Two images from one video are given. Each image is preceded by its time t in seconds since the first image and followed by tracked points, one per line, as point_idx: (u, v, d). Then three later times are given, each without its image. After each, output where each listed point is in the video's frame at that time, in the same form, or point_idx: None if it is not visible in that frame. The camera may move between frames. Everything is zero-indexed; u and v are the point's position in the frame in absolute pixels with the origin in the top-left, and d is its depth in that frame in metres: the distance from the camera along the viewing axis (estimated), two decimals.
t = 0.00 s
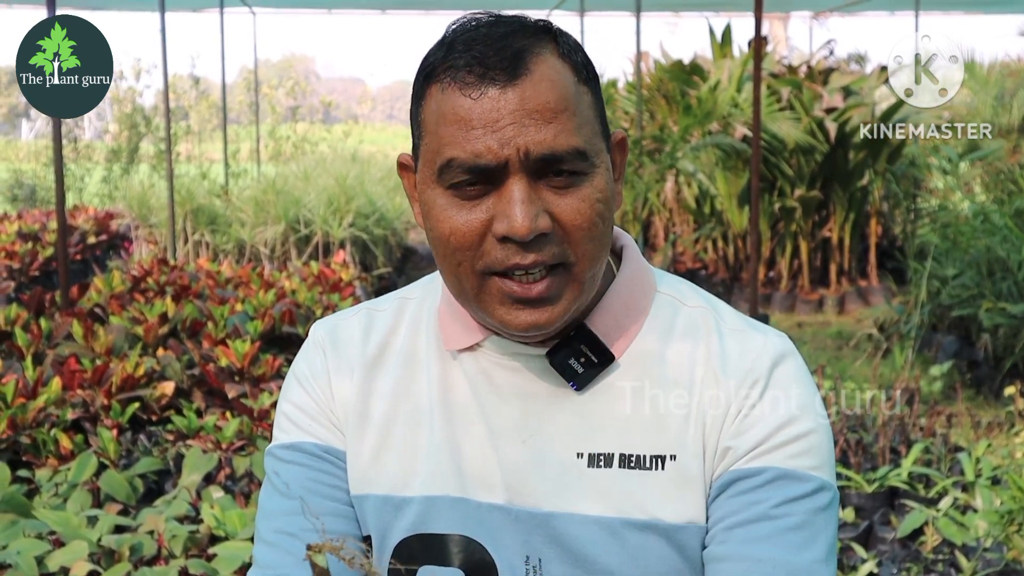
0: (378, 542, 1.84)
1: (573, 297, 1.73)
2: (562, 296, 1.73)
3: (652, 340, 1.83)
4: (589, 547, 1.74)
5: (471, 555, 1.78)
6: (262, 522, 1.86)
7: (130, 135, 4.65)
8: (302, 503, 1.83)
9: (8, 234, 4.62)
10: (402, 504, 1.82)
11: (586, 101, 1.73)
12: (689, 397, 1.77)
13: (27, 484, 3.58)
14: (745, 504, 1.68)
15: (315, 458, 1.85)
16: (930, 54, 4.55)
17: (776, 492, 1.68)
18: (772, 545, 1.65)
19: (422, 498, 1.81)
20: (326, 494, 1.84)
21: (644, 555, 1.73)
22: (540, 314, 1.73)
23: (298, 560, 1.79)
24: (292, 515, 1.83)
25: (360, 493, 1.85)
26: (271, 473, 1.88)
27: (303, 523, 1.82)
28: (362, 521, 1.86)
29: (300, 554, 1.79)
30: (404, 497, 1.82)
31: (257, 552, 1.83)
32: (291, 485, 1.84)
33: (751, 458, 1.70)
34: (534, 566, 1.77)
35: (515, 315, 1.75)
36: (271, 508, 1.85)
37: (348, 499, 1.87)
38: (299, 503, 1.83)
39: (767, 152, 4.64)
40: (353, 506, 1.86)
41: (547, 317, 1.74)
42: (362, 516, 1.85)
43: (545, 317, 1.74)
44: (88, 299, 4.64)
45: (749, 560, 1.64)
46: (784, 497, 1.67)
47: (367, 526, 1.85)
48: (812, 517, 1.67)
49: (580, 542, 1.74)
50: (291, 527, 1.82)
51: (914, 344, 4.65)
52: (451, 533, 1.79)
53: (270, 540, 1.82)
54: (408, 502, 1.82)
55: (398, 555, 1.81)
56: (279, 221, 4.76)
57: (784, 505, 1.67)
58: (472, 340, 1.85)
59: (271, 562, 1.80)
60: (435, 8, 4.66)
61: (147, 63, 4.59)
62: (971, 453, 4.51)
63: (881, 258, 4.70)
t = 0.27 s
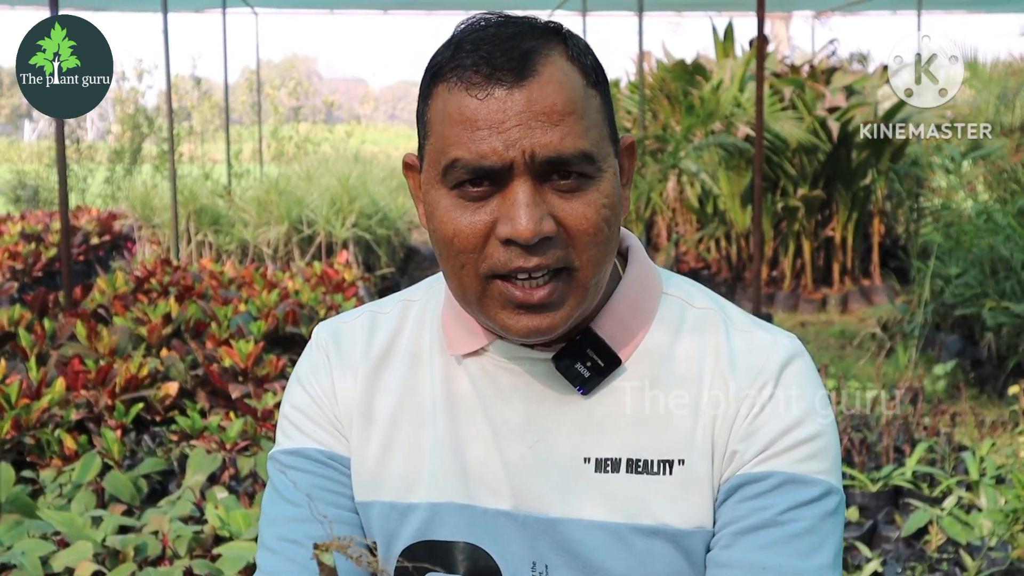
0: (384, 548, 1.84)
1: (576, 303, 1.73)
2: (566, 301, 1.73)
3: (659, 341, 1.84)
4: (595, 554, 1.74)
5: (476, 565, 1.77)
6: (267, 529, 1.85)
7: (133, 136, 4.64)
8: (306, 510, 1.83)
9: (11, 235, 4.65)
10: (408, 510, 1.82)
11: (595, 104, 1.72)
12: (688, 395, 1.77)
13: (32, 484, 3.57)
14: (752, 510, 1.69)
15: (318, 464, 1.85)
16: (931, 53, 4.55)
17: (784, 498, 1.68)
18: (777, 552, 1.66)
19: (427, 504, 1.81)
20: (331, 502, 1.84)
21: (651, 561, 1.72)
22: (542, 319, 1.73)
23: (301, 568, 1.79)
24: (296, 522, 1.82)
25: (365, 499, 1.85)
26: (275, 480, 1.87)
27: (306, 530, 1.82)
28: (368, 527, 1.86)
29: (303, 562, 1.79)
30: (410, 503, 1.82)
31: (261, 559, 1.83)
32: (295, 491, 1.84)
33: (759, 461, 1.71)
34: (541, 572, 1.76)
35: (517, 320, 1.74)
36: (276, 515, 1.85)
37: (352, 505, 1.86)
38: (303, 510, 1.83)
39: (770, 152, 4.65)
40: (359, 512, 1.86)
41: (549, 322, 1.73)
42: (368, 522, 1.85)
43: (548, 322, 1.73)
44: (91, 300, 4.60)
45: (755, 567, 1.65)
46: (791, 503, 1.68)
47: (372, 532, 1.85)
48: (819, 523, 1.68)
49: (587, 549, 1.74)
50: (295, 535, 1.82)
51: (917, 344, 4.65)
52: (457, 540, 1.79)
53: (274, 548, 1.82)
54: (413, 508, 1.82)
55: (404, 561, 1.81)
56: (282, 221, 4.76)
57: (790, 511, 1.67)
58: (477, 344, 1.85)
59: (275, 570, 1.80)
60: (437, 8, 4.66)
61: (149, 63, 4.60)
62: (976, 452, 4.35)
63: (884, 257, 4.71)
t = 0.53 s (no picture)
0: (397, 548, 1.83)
1: (574, 303, 1.72)
2: (564, 302, 1.72)
3: (670, 340, 1.83)
4: (609, 554, 1.73)
5: (489, 564, 1.76)
6: (282, 528, 1.86)
7: (140, 138, 4.66)
8: (320, 508, 1.83)
9: (19, 237, 4.69)
10: (421, 509, 1.81)
11: (602, 106, 1.71)
12: (688, 395, 1.77)
13: (42, 486, 3.57)
14: (765, 511, 1.69)
15: (333, 464, 1.85)
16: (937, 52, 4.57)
17: (796, 499, 1.68)
18: (790, 553, 1.66)
19: (441, 504, 1.80)
20: (345, 501, 1.84)
21: (663, 561, 1.72)
22: (539, 318, 1.72)
23: (316, 566, 1.79)
24: (310, 521, 1.83)
25: (378, 499, 1.84)
26: (290, 480, 1.88)
27: (320, 529, 1.82)
28: (381, 526, 1.85)
29: (317, 561, 1.79)
30: (423, 502, 1.81)
31: (276, 558, 1.84)
32: (309, 491, 1.84)
33: (772, 462, 1.71)
34: (554, 572, 1.75)
35: (515, 318, 1.74)
36: (290, 514, 1.85)
37: (366, 504, 1.86)
38: (318, 509, 1.83)
39: (777, 151, 4.63)
40: (372, 512, 1.86)
41: (546, 322, 1.73)
42: (381, 522, 1.85)
43: (544, 323, 1.72)
44: (99, 302, 4.60)
45: (767, 568, 1.66)
46: (804, 504, 1.68)
47: (385, 531, 1.84)
48: (831, 524, 1.68)
49: (600, 548, 1.73)
50: (310, 534, 1.82)
51: (926, 343, 4.64)
52: (470, 539, 1.78)
53: (288, 546, 1.82)
54: (426, 507, 1.81)
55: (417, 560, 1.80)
56: (289, 222, 4.75)
57: (803, 513, 1.67)
58: (490, 344, 1.85)
59: (289, 569, 1.80)
60: (444, 9, 4.67)
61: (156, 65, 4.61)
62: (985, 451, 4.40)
63: (892, 256, 4.69)
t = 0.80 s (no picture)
0: (399, 538, 1.82)
1: (535, 308, 1.72)
2: (525, 303, 1.72)
3: (673, 337, 1.83)
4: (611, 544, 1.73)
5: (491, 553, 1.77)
6: (284, 515, 1.85)
7: (144, 139, 4.67)
8: (322, 496, 1.82)
9: (24, 239, 4.67)
10: (423, 500, 1.80)
11: (610, 130, 1.70)
12: (688, 395, 1.77)
13: (46, 488, 3.57)
14: (766, 499, 1.70)
15: (337, 454, 1.84)
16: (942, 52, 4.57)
17: (797, 488, 1.69)
18: (791, 540, 1.66)
19: (442, 494, 1.80)
20: (348, 489, 1.83)
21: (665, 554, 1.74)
22: (499, 313, 1.73)
23: (319, 553, 1.78)
24: (313, 509, 1.82)
25: (381, 489, 1.83)
26: (293, 468, 1.86)
27: (323, 517, 1.81)
28: (383, 517, 1.84)
29: (320, 548, 1.78)
30: (425, 493, 1.81)
31: (279, 546, 1.83)
32: (312, 480, 1.83)
33: (774, 452, 1.72)
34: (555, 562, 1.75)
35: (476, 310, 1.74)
36: (293, 501, 1.84)
37: (369, 494, 1.85)
38: (321, 497, 1.82)
39: (782, 152, 4.64)
40: (374, 501, 1.84)
41: (503, 319, 1.73)
42: (382, 512, 1.83)
43: (502, 319, 1.73)
44: (104, 302, 4.68)
45: (767, 553, 1.66)
46: (805, 493, 1.69)
47: (387, 522, 1.83)
48: (833, 513, 1.68)
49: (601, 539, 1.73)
50: (313, 521, 1.81)
51: (931, 344, 4.62)
52: (472, 528, 1.78)
53: (291, 533, 1.81)
54: (428, 498, 1.80)
55: (418, 550, 1.79)
56: (293, 223, 4.76)
57: (805, 500, 1.68)
58: (492, 338, 1.84)
59: (292, 556, 1.80)
60: (447, 9, 4.67)
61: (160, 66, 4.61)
62: (991, 451, 4.52)
63: (897, 257, 4.67)
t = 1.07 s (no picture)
0: (407, 540, 1.82)
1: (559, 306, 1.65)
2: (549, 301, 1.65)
3: (679, 336, 1.82)
4: (617, 544, 1.73)
5: (498, 552, 1.77)
6: (293, 519, 1.83)
7: (148, 141, 4.68)
8: (331, 499, 1.80)
9: (28, 239, 4.73)
10: (430, 500, 1.80)
11: (632, 126, 1.64)
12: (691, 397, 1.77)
13: (49, 489, 3.53)
14: (771, 481, 1.67)
15: (345, 456, 1.84)
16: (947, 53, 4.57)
17: (799, 470, 1.66)
18: (795, 517, 1.62)
19: (449, 494, 1.79)
20: (356, 491, 1.82)
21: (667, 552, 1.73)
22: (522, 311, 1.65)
23: (327, 556, 1.76)
24: (322, 512, 1.80)
25: (388, 490, 1.83)
26: (302, 471, 1.86)
27: (332, 519, 1.79)
28: (392, 519, 1.84)
29: (329, 550, 1.77)
30: (432, 494, 1.80)
31: (287, 548, 1.81)
32: (320, 482, 1.82)
33: (779, 437, 1.70)
34: (563, 563, 1.76)
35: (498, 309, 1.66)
36: (302, 504, 1.82)
37: (377, 496, 1.85)
38: (330, 499, 1.80)
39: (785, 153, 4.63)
40: (383, 503, 1.84)
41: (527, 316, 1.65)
42: (391, 513, 1.83)
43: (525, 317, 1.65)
44: (107, 304, 4.67)
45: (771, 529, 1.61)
46: (808, 474, 1.65)
47: (395, 523, 1.84)
48: (837, 494, 1.65)
49: (606, 538, 1.74)
50: (322, 523, 1.80)
51: (935, 346, 4.61)
52: (478, 529, 1.78)
53: (300, 536, 1.79)
54: (435, 498, 1.80)
55: (426, 552, 1.80)
56: (297, 224, 4.77)
57: (808, 481, 1.65)
58: (499, 336, 1.82)
59: (301, 558, 1.78)
60: (450, 11, 4.68)
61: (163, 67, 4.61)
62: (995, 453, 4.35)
63: (900, 258, 4.68)
